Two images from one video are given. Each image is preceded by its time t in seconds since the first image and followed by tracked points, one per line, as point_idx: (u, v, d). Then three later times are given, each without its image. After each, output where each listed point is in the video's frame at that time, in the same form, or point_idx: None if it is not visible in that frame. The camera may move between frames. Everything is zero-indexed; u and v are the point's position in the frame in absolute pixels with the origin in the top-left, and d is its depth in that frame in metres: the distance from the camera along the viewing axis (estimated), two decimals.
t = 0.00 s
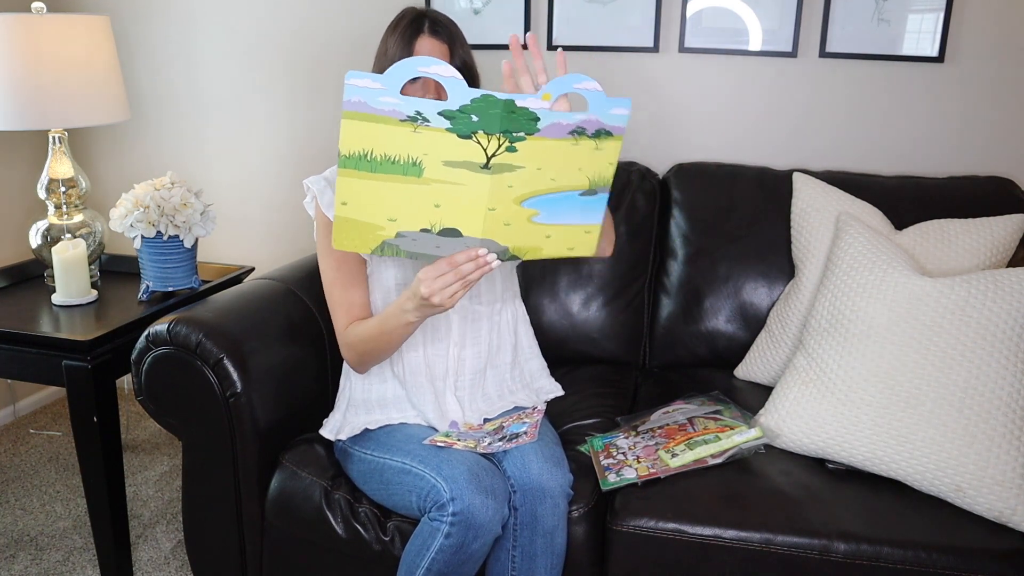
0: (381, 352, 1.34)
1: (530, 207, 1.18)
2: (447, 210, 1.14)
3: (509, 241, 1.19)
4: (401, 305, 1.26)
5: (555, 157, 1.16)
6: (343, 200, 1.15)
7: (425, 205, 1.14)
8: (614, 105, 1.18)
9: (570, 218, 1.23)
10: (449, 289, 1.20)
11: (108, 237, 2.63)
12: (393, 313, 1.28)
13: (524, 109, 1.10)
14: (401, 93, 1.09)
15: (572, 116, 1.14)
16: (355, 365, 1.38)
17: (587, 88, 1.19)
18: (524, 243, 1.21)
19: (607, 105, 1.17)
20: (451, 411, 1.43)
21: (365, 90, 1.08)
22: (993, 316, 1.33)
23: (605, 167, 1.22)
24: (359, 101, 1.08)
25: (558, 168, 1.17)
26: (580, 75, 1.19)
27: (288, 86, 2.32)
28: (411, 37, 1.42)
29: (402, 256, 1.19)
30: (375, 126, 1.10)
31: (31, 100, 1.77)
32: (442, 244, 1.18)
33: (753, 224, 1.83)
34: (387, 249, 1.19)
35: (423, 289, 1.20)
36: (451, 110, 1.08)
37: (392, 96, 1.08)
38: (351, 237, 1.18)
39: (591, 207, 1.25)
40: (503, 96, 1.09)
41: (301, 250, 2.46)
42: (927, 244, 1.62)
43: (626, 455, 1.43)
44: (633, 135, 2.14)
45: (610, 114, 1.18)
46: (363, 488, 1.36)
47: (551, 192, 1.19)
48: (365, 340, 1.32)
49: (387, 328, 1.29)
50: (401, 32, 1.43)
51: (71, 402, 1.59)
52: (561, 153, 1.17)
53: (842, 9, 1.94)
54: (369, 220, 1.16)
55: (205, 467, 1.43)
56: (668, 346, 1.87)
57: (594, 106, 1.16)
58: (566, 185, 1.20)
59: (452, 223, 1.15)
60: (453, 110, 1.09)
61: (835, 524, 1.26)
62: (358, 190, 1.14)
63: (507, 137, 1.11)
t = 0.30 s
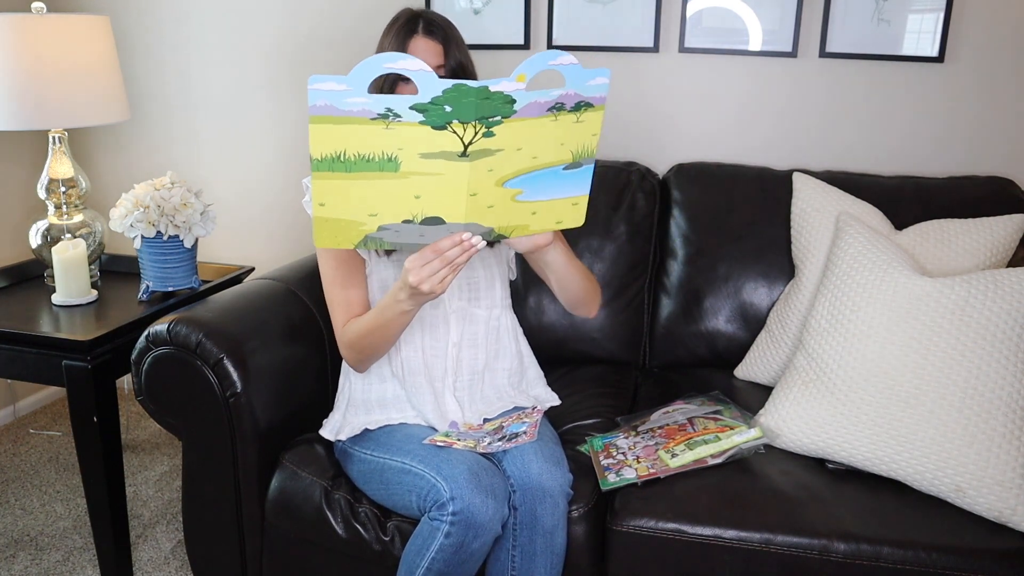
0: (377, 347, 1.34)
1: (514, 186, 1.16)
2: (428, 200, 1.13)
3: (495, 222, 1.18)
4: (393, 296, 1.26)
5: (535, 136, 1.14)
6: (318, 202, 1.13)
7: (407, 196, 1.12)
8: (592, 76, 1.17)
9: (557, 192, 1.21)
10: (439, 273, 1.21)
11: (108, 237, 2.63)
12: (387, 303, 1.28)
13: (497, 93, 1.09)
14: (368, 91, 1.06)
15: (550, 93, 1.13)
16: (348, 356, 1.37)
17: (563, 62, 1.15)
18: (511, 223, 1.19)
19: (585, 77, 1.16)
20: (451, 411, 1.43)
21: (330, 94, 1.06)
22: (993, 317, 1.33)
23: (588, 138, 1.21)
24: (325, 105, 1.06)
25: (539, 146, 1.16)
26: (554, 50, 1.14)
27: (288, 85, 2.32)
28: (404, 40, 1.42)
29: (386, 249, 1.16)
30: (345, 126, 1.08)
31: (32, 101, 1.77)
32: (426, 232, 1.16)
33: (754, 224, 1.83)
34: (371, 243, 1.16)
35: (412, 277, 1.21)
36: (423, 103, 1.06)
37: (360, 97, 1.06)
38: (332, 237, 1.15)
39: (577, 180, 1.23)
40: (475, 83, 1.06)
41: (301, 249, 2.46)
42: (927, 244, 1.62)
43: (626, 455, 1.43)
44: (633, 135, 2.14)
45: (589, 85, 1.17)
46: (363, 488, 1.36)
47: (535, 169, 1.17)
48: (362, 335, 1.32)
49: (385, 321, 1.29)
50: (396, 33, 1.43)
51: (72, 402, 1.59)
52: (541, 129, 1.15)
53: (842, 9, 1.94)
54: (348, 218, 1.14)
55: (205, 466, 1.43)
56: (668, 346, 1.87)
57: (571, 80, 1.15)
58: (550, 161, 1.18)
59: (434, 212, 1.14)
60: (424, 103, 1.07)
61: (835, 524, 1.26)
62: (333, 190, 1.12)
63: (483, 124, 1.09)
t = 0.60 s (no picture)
0: (377, 347, 1.34)
1: (518, 191, 1.16)
2: (431, 200, 1.13)
3: (499, 225, 1.18)
4: (394, 296, 1.26)
5: (541, 140, 1.14)
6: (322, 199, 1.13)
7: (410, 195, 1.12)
8: (602, 83, 1.15)
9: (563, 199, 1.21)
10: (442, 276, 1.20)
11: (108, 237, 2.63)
12: (388, 304, 1.28)
13: (503, 96, 1.08)
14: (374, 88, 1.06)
15: (557, 98, 1.12)
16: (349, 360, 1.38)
17: (572, 68, 1.13)
18: (515, 227, 1.19)
19: (594, 85, 1.15)
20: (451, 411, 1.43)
21: (337, 90, 1.06)
22: (993, 317, 1.33)
23: (597, 147, 1.19)
24: (332, 101, 1.06)
25: (545, 151, 1.15)
26: (564, 55, 1.12)
27: (288, 85, 2.32)
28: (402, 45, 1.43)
29: (388, 248, 1.17)
30: (349, 123, 1.08)
31: (31, 101, 1.77)
32: (428, 233, 1.16)
33: (754, 224, 1.83)
34: (374, 242, 1.16)
35: (414, 279, 1.20)
36: (428, 102, 1.06)
37: (366, 94, 1.06)
38: (333, 235, 1.15)
39: (585, 188, 1.21)
40: (481, 84, 1.06)
41: (301, 249, 2.46)
42: (927, 244, 1.62)
43: (626, 455, 1.43)
44: (633, 135, 2.14)
45: (599, 92, 1.15)
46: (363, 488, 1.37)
47: (540, 174, 1.16)
48: (362, 335, 1.32)
49: (385, 322, 1.29)
50: (395, 37, 1.44)
51: (72, 402, 1.59)
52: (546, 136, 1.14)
53: (842, 9, 1.95)
54: (351, 217, 1.14)
55: (205, 466, 1.43)
56: (668, 346, 1.87)
57: (580, 88, 1.14)
58: (557, 167, 1.17)
59: (438, 212, 1.14)
60: (429, 102, 1.07)
61: (835, 524, 1.26)
62: (337, 187, 1.12)
63: (487, 125, 1.09)
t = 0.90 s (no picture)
0: (378, 348, 1.34)
1: (519, 193, 1.16)
2: (432, 202, 1.13)
3: (499, 227, 1.18)
4: (395, 297, 1.26)
5: (541, 142, 1.14)
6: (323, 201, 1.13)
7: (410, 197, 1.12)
8: (602, 85, 1.15)
9: (563, 200, 1.20)
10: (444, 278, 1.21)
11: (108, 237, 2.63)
12: (388, 304, 1.28)
13: (503, 97, 1.08)
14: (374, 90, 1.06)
15: (557, 99, 1.12)
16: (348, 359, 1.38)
17: (572, 69, 1.13)
18: (515, 229, 1.19)
19: (594, 86, 1.15)
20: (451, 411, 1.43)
21: (336, 92, 1.06)
22: (993, 317, 1.33)
23: (597, 148, 1.19)
24: (331, 104, 1.06)
25: (546, 152, 1.15)
26: (564, 56, 1.12)
27: (288, 86, 2.32)
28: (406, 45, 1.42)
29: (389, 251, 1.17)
30: (349, 126, 1.08)
31: (31, 100, 1.77)
32: (428, 234, 1.16)
33: (754, 224, 1.83)
34: (374, 244, 1.16)
35: (414, 280, 1.21)
36: (427, 103, 1.06)
37: (366, 96, 1.06)
38: (335, 236, 1.15)
39: (585, 190, 1.22)
40: (481, 86, 1.06)
41: (301, 249, 2.46)
42: (927, 243, 1.62)
43: (626, 455, 1.43)
44: (633, 136, 2.14)
45: (599, 93, 1.15)
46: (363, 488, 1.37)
47: (541, 176, 1.16)
48: (363, 335, 1.32)
49: (385, 322, 1.29)
50: (398, 36, 1.43)
51: (71, 402, 1.59)
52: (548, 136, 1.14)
53: (842, 9, 1.95)
54: (352, 219, 1.14)
55: (205, 466, 1.43)
56: (668, 346, 1.87)
57: (581, 89, 1.14)
58: (557, 169, 1.18)
59: (439, 214, 1.14)
60: (429, 103, 1.06)
61: (835, 524, 1.26)
62: (337, 189, 1.12)
63: (488, 127, 1.09)
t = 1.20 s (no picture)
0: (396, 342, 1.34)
1: (512, 189, 1.15)
2: (431, 182, 1.14)
3: (493, 223, 1.17)
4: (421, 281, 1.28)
5: (530, 137, 1.13)
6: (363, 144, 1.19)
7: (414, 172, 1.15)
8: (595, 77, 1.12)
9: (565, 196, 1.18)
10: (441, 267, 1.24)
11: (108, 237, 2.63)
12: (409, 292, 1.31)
13: (480, 97, 1.09)
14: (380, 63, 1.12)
15: (541, 95, 1.11)
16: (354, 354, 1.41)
17: (556, 65, 1.12)
18: (511, 225, 1.17)
19: (584, 79, 1.12)
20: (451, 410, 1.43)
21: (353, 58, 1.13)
22: (993, 317, 1.33)
23: (596, 142, 1.16)
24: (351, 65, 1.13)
25: (537, 148, 1.14)
26: (544, 53, 1.12)
27: (288, 86, 2.33)
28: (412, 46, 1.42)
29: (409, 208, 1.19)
30: (366, 90, 1.14)
31: (31, 101, 1.77)
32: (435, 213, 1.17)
33: (753, 224, 1.83)
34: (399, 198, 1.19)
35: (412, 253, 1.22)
36: (414, 93, 1.09)
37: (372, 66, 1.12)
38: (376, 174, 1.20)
39: (587, 184, 1.18)
40: (456, 86, 1.08)
41: (301, 249, 2.46)
42: (927, 243, 1.62)
43: (626, 455, 1.43)
44: (633, 136, 2.14)
45: (589, 87, 1.12)
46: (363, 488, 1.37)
47: (534, 173, 1.15)
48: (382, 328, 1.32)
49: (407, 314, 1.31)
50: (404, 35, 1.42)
51: (71, 402, 1.59)
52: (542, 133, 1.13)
53: (842, 9, 1.94)
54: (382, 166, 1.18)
55: (205, 466, 1.43)
56: (668, 347, 1.87)
57: (565, 84, 1.12)
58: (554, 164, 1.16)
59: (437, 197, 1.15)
60: (417, 93, 1.09)
61: (835, 524, 1.26)
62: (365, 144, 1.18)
63: (466, 126, 1.09)
